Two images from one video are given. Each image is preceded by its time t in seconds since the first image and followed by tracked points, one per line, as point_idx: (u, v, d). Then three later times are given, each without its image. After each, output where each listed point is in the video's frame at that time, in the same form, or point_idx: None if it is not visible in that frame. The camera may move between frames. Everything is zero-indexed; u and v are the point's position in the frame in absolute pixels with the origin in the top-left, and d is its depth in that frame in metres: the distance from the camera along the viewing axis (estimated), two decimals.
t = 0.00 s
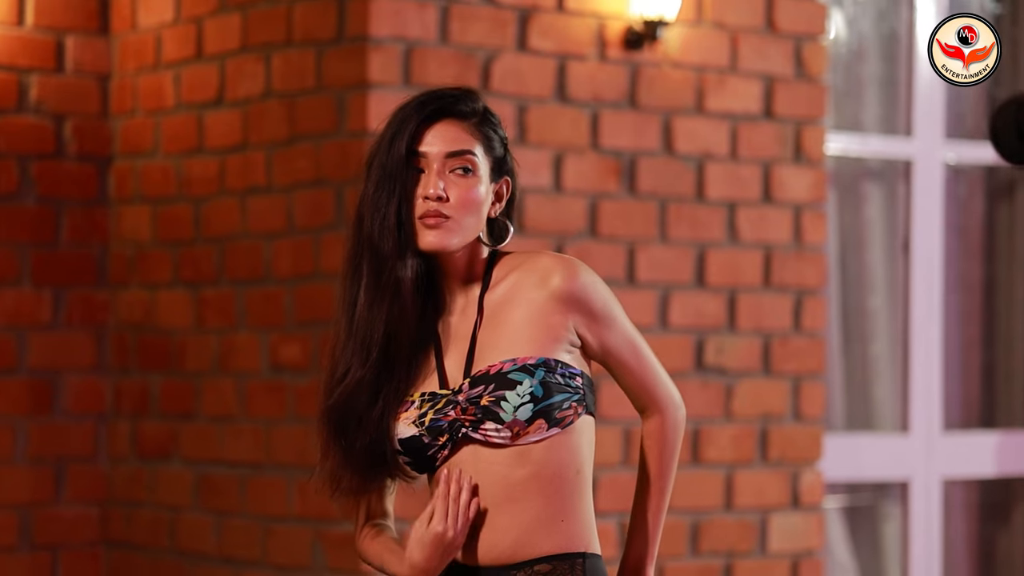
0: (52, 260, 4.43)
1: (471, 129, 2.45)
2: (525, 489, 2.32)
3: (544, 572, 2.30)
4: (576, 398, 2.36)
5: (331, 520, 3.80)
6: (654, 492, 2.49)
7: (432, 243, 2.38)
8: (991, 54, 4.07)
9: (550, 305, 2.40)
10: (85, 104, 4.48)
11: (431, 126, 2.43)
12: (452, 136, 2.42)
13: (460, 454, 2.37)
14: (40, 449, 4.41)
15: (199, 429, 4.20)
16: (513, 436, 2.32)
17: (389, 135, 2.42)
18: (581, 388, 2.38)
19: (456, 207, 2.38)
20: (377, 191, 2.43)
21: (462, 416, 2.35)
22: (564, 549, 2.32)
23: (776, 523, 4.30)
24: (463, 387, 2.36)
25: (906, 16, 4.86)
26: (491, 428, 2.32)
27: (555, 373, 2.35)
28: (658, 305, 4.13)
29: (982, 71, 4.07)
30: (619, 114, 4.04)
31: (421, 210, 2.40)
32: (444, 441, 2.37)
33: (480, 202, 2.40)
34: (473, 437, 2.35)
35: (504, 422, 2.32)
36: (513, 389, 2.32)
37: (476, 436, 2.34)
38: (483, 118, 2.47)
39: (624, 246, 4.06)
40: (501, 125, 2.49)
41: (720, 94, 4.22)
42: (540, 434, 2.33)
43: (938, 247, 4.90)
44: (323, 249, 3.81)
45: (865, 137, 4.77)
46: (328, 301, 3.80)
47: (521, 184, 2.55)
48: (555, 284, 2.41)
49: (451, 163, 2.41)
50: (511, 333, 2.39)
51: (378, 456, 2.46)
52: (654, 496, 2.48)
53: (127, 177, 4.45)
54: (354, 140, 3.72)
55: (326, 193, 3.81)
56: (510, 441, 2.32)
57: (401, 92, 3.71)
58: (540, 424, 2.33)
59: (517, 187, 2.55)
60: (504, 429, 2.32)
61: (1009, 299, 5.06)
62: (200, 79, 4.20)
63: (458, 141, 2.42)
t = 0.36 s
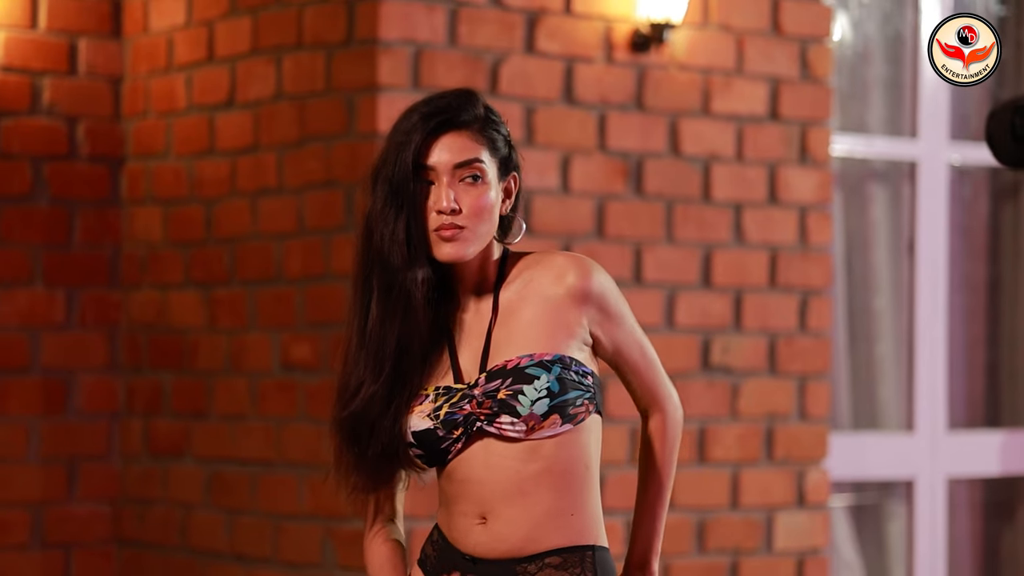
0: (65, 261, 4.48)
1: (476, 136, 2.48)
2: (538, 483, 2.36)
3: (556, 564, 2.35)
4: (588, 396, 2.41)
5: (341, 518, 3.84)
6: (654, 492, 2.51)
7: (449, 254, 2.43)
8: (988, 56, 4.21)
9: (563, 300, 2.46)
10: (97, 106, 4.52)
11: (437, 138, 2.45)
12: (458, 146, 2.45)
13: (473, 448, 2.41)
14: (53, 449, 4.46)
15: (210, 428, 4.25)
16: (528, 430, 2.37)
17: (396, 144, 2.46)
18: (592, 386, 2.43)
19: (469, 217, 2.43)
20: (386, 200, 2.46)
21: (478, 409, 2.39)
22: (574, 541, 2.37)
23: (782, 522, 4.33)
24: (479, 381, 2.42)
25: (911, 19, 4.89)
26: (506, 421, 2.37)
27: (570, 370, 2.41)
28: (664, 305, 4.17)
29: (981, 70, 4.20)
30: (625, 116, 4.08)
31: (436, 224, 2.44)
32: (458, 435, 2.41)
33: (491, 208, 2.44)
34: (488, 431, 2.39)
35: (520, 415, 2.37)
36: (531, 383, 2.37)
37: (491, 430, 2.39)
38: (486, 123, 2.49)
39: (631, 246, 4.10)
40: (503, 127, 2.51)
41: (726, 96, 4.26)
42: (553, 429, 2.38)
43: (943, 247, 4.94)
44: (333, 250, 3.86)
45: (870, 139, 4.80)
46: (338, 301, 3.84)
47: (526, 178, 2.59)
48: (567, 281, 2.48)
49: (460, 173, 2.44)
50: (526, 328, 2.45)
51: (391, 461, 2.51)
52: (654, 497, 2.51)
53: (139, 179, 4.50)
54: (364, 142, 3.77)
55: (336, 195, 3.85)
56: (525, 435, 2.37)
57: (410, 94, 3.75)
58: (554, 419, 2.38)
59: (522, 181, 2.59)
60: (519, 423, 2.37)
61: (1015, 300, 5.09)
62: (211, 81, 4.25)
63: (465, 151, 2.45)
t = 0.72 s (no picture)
0: (77, 261, 4.52)
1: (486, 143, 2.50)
2: (549, 478, 2.41)
3: (570, 556, 2.39)
4: (598, 393, 2.46)
5: (351, 516, 3.88)
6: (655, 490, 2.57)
7: (468, 262, 2.46)
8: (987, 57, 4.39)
9: (577, 297, 2.53)
10: (108, 108, 4.57)
11: (449, 148, 2.48)
12: (471, 155, 2.47)
13: (486, 442, 2.46)
14: (65, 447, 4.50)
15: (221, 426, 4.29)
16: (541, 425, 2.42)
17: (409, 158, 2.47)
18: (602, 384, 2.48)
19: (488, 225, 2.45)
20: (400, 211, 2.49)
21: (492, 404, 2.44)
22: (587, 533, 2.41)
23: (787, 520, 4.37)
24: (493, 376, 2.46)
25: (915, 21, 4.93)
26: (519, 416, 2.42)
27: (583, 367, 2.46)
28: (671, 305, 4.21)
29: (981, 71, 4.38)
30: (632, 118, 4.13)
31: (455, 234, 2.46)
32: (471, 430, 2.45)
33: (507, 213, 2.48)
34: (501, 425, 2.44)
35: (534, 410, 2.42)
36: (545, 379, 2.43)
37: (504, 425, 2.43)
38: (495, 129, 2.52)
39: (638, 247, 4.14)
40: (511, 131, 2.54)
41: (732, 98, 4.30)
42: (565, 425, 2.43)
43: (947, 247, 4.98)
44: (344, 251, 3.90)
45: (873, 140, 4.84)
46: (349, 302, 3.89)
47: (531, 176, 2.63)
48: (580, 279, 2.54)
49: (474, 181, 2.47)
50: (538, 325, 2.50)
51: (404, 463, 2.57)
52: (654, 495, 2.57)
53: (150, 180, 4.54)
54: (373, 144, 3.81)
55: (346, 196, 3.90)
56: (538, 429, 2.42)
57: (420, 96, 3.79)
58: (566, 415, 2.42)
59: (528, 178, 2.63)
60: (533, 418, 2.42)
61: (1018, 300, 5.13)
62: (222, 83, 4.29)
63: (478, 160, 2.47)
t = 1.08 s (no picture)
0: (89, 262, 4.57)
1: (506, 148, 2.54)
2: (560, 475, 2.45)
3: (585, 550, 2.43)
4: (610, 394, 2.51)
5: (360, 513, 3.92)
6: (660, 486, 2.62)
7: (491, 266, 2.49)
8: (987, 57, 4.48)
9: (591, 298, 2.57)
10: (119, 110, 4.61)
11: (470, 153, 2.51)
12: (492, 160, 2.51)
13: (500, 438, 2.50)
14: (77, 446, 4.55)
15: (231, 425, 4.33)
16: (555, 424, 2.46)
17: (430, 163, 2.51)
18: (613, 386, 2.53)
19: (510, 228, 2.49)
20: (418, 214, 2.53)
21: (507, 401, 2.48)
22: (598, 528, 2.46)
23: (792, 518, 4.41)
24: (509, 374, 2.51)
25: (919, 24, 4.96)
26: (534, 415, 2.46)
27: (597, 368, 2.51)
28: (677, 305, 4.25)
29: (980, 70, 4.46)
30: (638, 120, 4.17)
31: (478, 238, 2.49)
32: (485, 426, 2.50)
33: (528, 217, 2.51)
34: (516, 423, 2.48)
35: (549, 410, 2.46)
36: (561, 379, 2.47)
37: (519, 423, 2.48)
38: (514, 134, 2.55)
39: (644, 248, 4.19)
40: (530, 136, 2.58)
41: (737, 100, 4.34)
42: (578, 424, 2.47)
43: (950, 249, 5.01)
44: (353, 252, 3.95)
45: (876, 142, 4.88)
46: (358, 303, 3.93)
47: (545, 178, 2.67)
48: (593, 280, 2.59)
49: (495, 186, 2.51)
50: (549, 326, 2.55)
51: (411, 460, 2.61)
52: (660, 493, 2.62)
53: (160, 181, 4.59)
54: (382, 146, 3.85)
55: (356, 197, 3.94)
56: (552, 428, 2.46)
57: (429, 98, 3.83)
58: (580, 415, 2.47)
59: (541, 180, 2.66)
60: (547, 417, 2.46)
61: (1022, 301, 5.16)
62: (232, 86, 4.34)
63: (499, 165, 2.51)
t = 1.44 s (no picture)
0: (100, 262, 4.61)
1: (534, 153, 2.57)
2: (567, 475, 2.50)
3: (593, 547, 2.47)
4: (622, 401, 2.56)
5: (369, 510, 3.96)
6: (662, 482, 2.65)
7: (520, 268, 2.52)
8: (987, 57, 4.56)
9: (608, 305, 2.61)
10: (130, 110, 4.65)
11: (500, 157, 2.54)
12: (522, 164, 2.54)
13: (511, 437, 2.53)
14: (87, 444, 4.59)
15: (240, 422, 4.37)
16: (570, 427, 2.51)
17: (460, 165, 2.53)
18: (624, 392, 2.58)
19: (539, 231, 2.52)
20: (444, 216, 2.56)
21: (524, 401, 2.52)
22: (604, 526, 2.50)
23: (797, 516, 4.45)
24: (528, 375, 2.54)
25: (923, 25, 5.00)
26: (551, 417, 2.50)
27: (614, 376, 2.56)
28: (683, 304, 4.29)
29: (980, 70, 4.54)
30: (645, 120, 4.20)
31: (508, 241, 2.52)
32: (499, 423, 2.53)
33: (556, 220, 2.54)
34: (531, 423, 2.52)
35: (566, 413, 2.50)
36: (581, 383, 2.51)
37: (534, 423, 2.51)
38: (542, 139, 2.58)
39: (650, 247, 4.23)
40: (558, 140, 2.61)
41: (742, 100, 4.37)
42: (591, 429, 2.52)
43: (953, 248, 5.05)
44: (362, 252, 3.98)
45: (879, 142, 4.92)
46: (368, 302, 3.97)
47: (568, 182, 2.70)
48: (609, 286, 2.63)
49: (525, 189, 2.53)
50: (560, 327, 2.59)
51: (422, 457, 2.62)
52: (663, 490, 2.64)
53: (170, 181, 4.63)
54: (391, 146, 3.89)
55: (365, 197, 3.98)
56: (566, 431, 2.51)
57: (437, 99, 3.87)
58: (595, 420, 2.52)
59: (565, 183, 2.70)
60: (563, 419, 2.50)
61: None
62: (242, 87, 4.38)
63: (527, 169, 2.54)
